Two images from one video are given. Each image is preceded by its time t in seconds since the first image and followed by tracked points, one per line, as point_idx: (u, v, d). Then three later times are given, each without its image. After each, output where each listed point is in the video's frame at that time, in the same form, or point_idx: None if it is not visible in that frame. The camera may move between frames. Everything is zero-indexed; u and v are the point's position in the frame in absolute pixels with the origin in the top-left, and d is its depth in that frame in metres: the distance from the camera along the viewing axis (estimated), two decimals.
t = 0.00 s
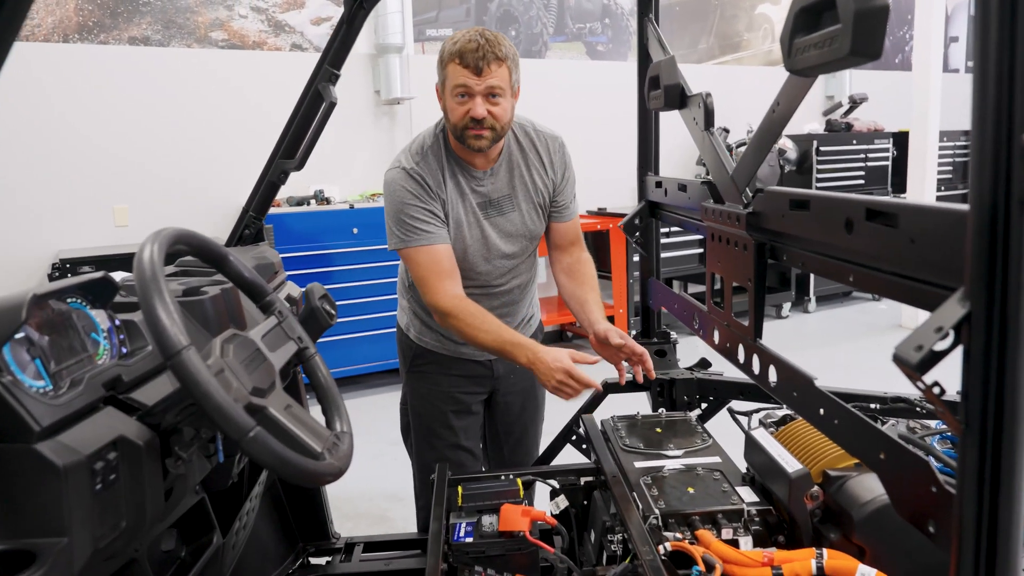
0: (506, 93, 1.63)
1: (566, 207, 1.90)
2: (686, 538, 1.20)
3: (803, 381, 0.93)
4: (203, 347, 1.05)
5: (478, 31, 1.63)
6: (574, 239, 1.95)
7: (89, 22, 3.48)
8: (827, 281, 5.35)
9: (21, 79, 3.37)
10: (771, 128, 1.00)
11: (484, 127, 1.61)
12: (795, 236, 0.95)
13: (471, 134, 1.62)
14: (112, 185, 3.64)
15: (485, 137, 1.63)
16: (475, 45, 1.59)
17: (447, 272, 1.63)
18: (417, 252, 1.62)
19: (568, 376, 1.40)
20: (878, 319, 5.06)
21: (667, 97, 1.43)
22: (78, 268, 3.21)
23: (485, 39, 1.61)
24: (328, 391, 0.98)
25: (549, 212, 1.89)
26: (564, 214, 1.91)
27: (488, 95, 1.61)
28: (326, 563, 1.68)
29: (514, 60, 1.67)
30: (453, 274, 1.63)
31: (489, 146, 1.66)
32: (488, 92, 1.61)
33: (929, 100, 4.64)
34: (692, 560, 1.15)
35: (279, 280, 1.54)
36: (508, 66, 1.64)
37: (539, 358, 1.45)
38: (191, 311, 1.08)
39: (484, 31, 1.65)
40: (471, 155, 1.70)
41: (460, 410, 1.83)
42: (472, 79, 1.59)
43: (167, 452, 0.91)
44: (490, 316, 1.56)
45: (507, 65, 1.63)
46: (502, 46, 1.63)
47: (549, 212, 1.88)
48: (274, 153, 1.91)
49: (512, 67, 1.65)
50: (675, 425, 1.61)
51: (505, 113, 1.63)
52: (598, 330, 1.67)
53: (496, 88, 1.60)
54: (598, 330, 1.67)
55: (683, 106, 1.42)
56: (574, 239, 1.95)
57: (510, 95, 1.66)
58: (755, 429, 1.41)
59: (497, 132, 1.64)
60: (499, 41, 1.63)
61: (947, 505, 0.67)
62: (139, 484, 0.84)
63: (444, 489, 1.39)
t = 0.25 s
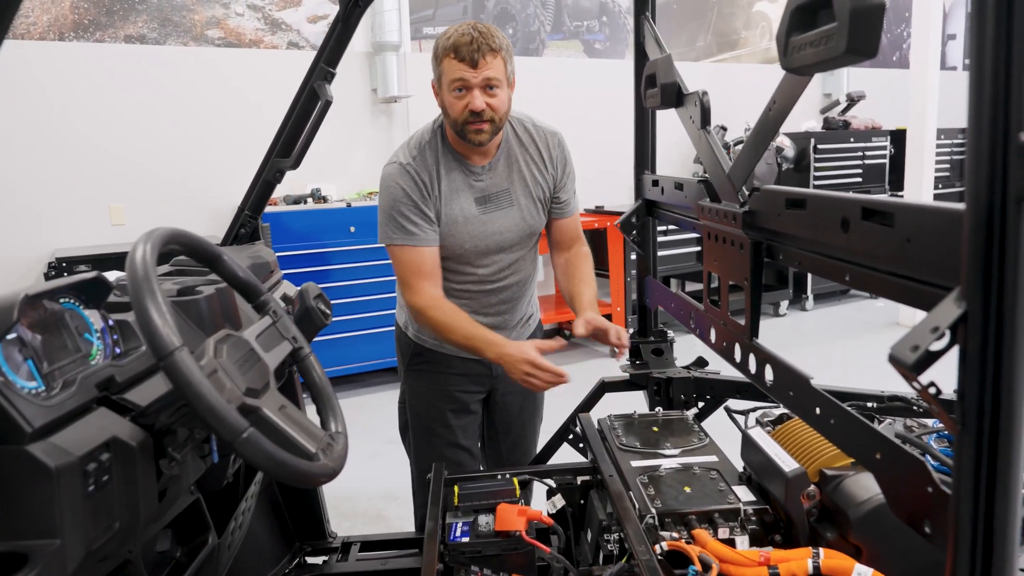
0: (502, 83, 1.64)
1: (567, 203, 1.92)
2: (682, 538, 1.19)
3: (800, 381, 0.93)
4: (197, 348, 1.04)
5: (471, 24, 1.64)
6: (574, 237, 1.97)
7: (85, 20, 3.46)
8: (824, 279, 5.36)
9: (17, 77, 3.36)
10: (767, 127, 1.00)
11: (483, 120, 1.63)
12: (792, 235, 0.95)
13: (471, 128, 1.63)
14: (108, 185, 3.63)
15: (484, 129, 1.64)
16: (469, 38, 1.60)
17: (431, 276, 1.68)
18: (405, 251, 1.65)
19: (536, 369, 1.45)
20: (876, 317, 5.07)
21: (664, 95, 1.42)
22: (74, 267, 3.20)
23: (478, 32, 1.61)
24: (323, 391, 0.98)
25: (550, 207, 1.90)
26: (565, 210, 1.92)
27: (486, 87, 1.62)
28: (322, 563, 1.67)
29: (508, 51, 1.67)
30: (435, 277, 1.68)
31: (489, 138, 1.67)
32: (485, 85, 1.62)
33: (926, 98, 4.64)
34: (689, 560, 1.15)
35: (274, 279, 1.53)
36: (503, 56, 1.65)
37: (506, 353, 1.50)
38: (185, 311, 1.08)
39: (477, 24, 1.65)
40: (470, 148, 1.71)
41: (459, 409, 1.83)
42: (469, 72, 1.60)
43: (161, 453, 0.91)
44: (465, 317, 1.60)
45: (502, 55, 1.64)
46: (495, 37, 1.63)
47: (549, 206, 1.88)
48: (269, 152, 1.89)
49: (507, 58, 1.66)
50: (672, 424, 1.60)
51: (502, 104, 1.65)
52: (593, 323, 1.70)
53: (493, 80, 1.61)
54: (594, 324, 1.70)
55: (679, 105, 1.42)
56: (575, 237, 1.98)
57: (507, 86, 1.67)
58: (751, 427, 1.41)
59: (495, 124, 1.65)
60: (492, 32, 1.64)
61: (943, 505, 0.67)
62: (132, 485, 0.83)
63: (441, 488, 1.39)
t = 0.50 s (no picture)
0: (503, 78, 1.67)
1: (570, 198, 1.95)
2: (679, 538, 1.19)
3: (797, 382, 0.93)
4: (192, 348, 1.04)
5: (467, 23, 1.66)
6: (573, 230, 1.98)
7: (81, 18, 3.45)
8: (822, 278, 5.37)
9: (13, 76, 3.34)
10: (764, 127, 1.00)
11: (490, 115, 1.65)
12: (789, 235, 0.95)
13: (479, 124, 1.65)
14: (105, 184, 3.61)
15: (490, 125, 1.67)
16: (467, 36, 1.62)
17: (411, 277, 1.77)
18: (388, 250, 1.72)
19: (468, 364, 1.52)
20: (872, 316, 5.08)
21: (661, 94, 1.42)
22: (70, 267, 3.19)
23: (476, 29, 1.64)
24: (318, 391, 0.97)
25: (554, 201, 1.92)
26: (568, 205, 1.95)
27: (489, 83, 1.64)
28: (319, 563, 1.67)
29: (504, 47, 1.70)
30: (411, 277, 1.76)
31: (495, 134, 1.69)
32: (489, 81, 1.64)
33: (924, 97, 4.64)
34: (686, 560, 1.14)
35: (270, 279, 1.53)
36: (501, 52, 1.68)
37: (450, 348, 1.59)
38: (181, 311, 1.07)
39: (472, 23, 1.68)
40: (473, 145, 1.73)
41: (459, 409, 1.84)
42: (472, 70, 1.62)
43: (155, 454, 0.90)
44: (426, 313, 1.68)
45: (500, 50, 1.67)
46: (492, 34, 1.66)
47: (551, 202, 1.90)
48: (266, 151, 1.88)
49: (504, 53, 1.68)
50: (670, 423, 1.60)
51: (505, 98, 1.67)
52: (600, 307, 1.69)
53: (495, 75, 1.64)
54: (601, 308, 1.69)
55: (676, 104, 1.41)
56: (574, 230, 1.98)
57: (507, 80, 1.69)
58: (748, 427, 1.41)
59: (500, 118, 1.68)
60: (488, 29, 1.66)
61: (940, 506, 0.67)
62: (126, 486, 0.83)
63: (437, 488, 1.39)
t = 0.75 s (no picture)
0: (494, 74, 1.66)
1: (572, 197, 1.94)
2: (679, 542, 1.18)
3: (799, 386, 0.93)
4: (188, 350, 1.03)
5: (461, 19, 1.67)
6: (576, 228, 1.99)
7: (78, 16, 3.44)
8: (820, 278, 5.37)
9: (9, 74, 3.33)
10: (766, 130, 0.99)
11: (477, 111, 1.65)
12: (793, 237, 0.94)
13: (464, 119, 1.65)
14: (103, 183, 3.60)
15: (478, 121, 1.66)
16: (458, 32, 1.62)
17: (398, 274, 1.79)
18: (378, 247, 1.74)
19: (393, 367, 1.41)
20: (871, 317, 5.08)
21: (661, 95, 1.41)
22: (66, 266, 3.17)
23: (468, 26, 1.64)
24: (315, 396, 0.96)
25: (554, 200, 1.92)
26: (568, 203, 1.94)
27: (478, 79, 1.64)
28: (316, 565, 1.66)
29: (498, 43, 1.69)
30: (395, 275, 1.78)
31: (483, 130, 1.69)
32: (476, 77, 1.64)
33: (922, 97, 4.64)
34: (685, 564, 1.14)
35: (267, 280, 1.52)
36: (493, 49, 1.67)
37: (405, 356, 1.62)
38: (177, 313, 1.07)
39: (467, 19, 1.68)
40: (465, 141, 1.73)
41: (459, 409, 1.83)
42: (460, 65, 1.62)
43: (150, 458, 0.89)
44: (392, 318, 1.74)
45: (492, 48, 1.66)
46: (485, 31, 1.66)
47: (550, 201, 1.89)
48: (263, 151, 1.86)
49: (497, 50, 1.68)
50: (670, 426, 1.59)
51: (495, 95, 1.66)
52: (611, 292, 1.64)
53: (484, 72, 1.63)
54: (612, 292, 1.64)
55: (676, 105, 1.40)
56: (577, 229, 1.99)
57: (498, 77, 1.69)
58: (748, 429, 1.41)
59: (489, 114, 1.67)
60: (482, 26, 1.67)
61: (945, 513, 0.66)
62: (121, 491, 0.82)
63: (435, 491, 1.38)
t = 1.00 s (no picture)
0: (495, 70, 1.64)
1: (573, 196, 1.90)
2: (679, 552, 1.16)
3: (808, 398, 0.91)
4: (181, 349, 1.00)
5: (463, 14, 1.65)
6: (576, 229, 1.95)
7: (77, 7, 3.40)
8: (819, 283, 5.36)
9: (6, 64, 3.29)
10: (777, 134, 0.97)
11: (479, 107, 1.62)
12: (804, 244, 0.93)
13: (466, 115, 1.63)
14: (98, 175, 3.56)
15: (480, 117, 1.64)
16: (459, 26, 1.60)
17: (397, 273, 1.77)
18: (377, 245, 1.72)
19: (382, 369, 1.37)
20: (868, 323, 5.08)
21: (667, 97, 1.39)
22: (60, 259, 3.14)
23: (469, 20, 1.62)
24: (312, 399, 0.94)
25: (555, 199, 1.88)
26: (570, 203, 1.91)
27: (479, 75, 1.62)
28: (309, 567, 1.64)
29: (500, 39, 1.67)
30: (394, 274, 1.76)
31: (485, 126, 1.66)
32: (478, 72, 1.61)
33: (924, 104, 4.63)
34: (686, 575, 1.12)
35: (264, 277, 1.49)
36: (495, 44, 1.65)
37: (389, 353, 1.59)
38: (172, 311, 1.04)
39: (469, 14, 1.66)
40: (466, 138, 1.71)
41: (456, 411, 1.81)
42: (462, 61, 1.60)
43: (140, 461, 0.87)
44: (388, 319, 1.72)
45: (494, 43, 1.64)
46: (487, 26, 1.63)
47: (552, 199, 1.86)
48: (261, 147, 1.83)
49: (499, 45, 1.66)
50: (670, 432, 1.57)
51: (497, 90, 1.64)
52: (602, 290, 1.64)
53: (486, 67, 1.61)
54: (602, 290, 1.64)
55: (683, 107, 1.38)
56: (578, 229, 1.95)
57: (500, 73, 1.67)
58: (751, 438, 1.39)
59: (491, 110, 1.65)
60: (484, 21, 1.64)
61: (961, 533, 0.64)
62: (109, 495, 0.79)
63: (431, 496, 1.35)
